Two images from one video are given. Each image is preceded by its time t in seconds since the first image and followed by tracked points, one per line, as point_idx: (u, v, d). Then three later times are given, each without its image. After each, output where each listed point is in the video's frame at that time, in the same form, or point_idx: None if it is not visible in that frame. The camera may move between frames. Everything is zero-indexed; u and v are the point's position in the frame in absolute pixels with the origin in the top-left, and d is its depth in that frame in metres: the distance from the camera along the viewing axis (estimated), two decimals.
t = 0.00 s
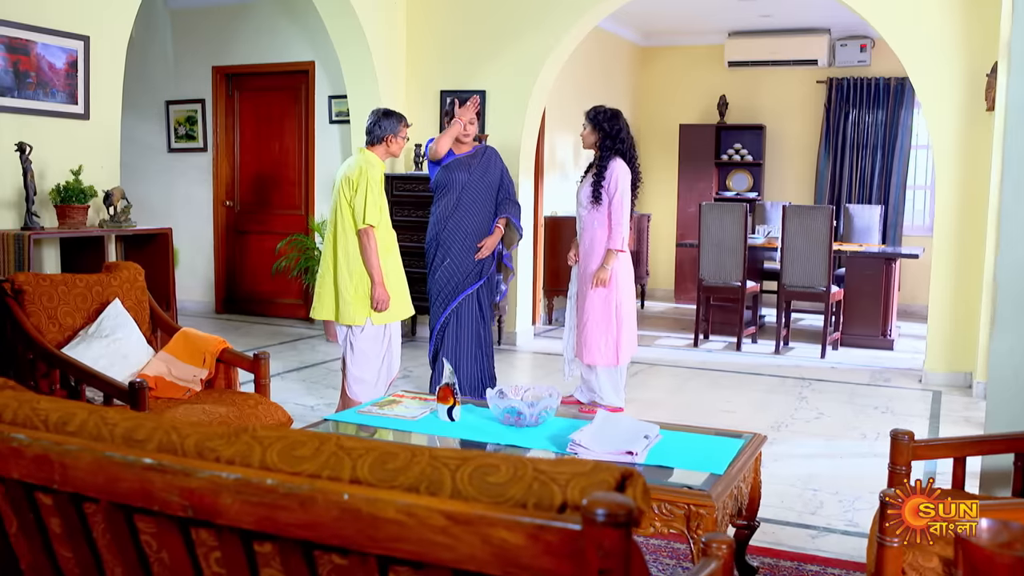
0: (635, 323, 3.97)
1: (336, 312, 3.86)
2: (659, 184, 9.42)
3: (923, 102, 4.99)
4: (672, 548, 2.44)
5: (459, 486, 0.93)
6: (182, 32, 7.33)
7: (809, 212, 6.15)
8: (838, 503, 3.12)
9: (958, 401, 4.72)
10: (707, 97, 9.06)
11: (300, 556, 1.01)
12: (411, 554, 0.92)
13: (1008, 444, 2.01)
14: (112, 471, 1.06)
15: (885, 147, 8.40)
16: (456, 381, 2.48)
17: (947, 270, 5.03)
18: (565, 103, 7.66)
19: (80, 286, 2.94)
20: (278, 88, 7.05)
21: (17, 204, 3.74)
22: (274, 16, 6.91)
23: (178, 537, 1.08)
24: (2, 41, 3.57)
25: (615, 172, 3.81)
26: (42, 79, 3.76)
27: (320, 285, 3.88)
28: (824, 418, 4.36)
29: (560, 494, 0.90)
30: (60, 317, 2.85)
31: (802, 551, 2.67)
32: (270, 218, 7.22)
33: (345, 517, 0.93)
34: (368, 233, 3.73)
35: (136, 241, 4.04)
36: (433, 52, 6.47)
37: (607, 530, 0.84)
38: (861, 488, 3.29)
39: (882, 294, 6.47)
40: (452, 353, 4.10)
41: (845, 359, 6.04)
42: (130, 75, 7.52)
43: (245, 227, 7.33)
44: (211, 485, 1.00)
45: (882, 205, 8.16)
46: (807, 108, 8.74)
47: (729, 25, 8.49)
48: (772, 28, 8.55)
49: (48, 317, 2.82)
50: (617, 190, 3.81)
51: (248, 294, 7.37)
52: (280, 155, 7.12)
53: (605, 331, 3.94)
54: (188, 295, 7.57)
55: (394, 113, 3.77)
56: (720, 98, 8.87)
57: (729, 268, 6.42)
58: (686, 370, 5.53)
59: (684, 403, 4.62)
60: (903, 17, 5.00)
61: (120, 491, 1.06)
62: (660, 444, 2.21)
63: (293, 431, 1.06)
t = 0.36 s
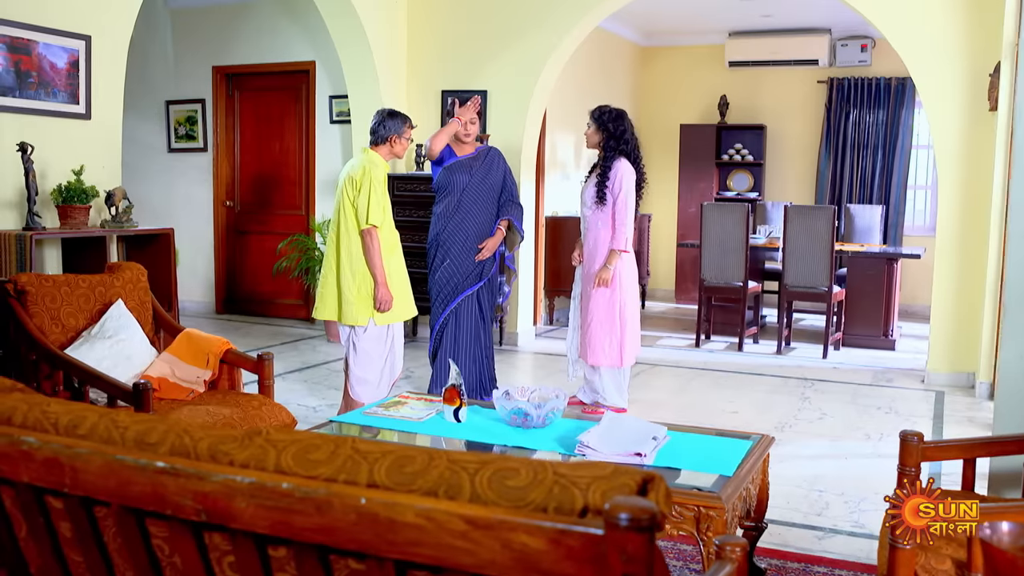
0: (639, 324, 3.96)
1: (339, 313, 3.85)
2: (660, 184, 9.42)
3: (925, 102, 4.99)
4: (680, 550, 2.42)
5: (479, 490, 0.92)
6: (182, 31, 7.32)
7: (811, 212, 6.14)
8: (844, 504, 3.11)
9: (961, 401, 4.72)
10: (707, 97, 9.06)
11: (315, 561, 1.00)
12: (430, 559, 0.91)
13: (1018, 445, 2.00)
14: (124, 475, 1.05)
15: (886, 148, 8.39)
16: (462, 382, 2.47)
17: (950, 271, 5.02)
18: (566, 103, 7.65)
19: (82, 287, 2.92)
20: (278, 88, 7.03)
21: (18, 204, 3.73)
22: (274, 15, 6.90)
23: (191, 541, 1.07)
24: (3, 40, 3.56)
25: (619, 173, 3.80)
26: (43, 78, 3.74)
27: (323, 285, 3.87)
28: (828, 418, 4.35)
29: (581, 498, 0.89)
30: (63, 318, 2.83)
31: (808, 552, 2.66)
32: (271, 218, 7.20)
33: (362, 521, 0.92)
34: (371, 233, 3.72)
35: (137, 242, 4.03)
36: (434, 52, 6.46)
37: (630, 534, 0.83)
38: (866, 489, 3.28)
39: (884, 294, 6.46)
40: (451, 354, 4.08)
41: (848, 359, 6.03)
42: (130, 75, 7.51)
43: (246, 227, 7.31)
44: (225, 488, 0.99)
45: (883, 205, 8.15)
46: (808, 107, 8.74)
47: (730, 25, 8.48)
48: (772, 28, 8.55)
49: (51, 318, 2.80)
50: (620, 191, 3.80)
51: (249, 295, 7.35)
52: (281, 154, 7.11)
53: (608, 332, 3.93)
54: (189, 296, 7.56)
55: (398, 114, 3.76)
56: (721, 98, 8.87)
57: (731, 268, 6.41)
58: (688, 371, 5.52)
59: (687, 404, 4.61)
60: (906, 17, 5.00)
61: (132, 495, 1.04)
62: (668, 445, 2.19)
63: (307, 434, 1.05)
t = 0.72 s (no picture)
0: (643, 326, 3.95)
1: (341, 313, 3.83)
2: (659, 184, 9.41)
3: (927, 102, 4.98)
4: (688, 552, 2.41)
5: (499, 494, 0.91)
6: (181, 31, 7.30)
7: (812, 212, 6.13)
8: (849, 505, 3.10)
9: (964, 401, 4.71)
10: (707, 97, 9.05)
11: (332, 566, 0.99)
12: (450, 564, 0.89)
13: None
14: (137, 478, 1.03)
15: (886, 147, 8.39)
16: (468, 383, 2.45)
17: (953, 271, 5.01)
18: (566, 102, 7.64)
19: (85, 287, 2.90)
20: (278, 88, 7.01)
21: (19, 204, 3.71)
22: (274, 15, 6.88)
23: (204, 547, 1.05)
24: (3, 39, 3.54)
25: (622, 174, 3.79)
26: (44, 78, 3.72)
27: (326, 285, 3.85)
28: (831, 419, 4.34)
29: (604, 502, 0.88)
30: (66, 318, 2.81)
31: (815, 554, 2.65)
32: (271, 218, 7.17)
33: (381, 525, 0.91)
34: (374, 233, 3.71)
35: (139, 242, 4.02)
36: (434, 52, 6.44)
37: (656, 540, 0.82)
38: (871, 490, 3.27)
39: (885, 294, 6.46)
40: (450, 354, 4.06)
41: (850, 360, 6.03)
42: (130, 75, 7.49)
43: (246, 227, 7.29)
44: (241, 493, 0.97)
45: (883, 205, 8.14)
46: (808, 107, 8.73)
47: (730, 25, 8.48)
48: (772, 28, 8.55)
49: (54, 319, 2.79)
50: (624, 192, 3.79)
51: (249, 295, 7.33)
52: (281, 154, 7.08)
53: (612, 333, 3.92)
54: (188, 296, 7.54)
55: (402, 113, 3.77)
56: (721, 98, 8.86)
57: (732, 268, 6.40)
58: (690, 371, 5.51)
59: (690, 405, 4.60)
60: (908, 17, 4.99)
61: (145, 499, 1.03)
62: (676, 447, 2.18)
63: (323, 438, 1.03)
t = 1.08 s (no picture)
0: (647, 327, 3.94)
1: (343, 313, 3.82)
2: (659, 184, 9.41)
3: (929, 102, 4.98)
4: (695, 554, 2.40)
5: (520, 498, 0.90)
6: (180, 32, 7.28)
7: (813, 212, 6.13)
8: (854, 505, 3.09)
9: (965, 401, 4.71)
10: (706, 97, 9.05)
11: (347, 571, 0.97)
12: (469, 569, 0.88)
13: None
14: (149, 482, 1.02)
15: (885, 147, 8.38)
16: (474, 384, 2.44)
17: (954, 271, 5.01)
18: (566, 102, 7.64)
19: (87, 288, 2.88)
20: (278, 88, 7.00)
21: (19, 204, 3.69)
22: (274, 14, 6.86)
23: (217, 552, 1.04)
24: (3, 38, 3.52)
25: (626, 175, 3.78)
26: (44, 77, 3.70)
27: (327, 286, 3.84)
28: (833, 419, 4.33)
29: (626, 507, 0.87)
30: (67, 319, 2.80)
31: (821, 555, 2.64)
32: (270, 218, 7.15)
33: (398, 530, 0.90)
34: (376, 233, 3.69)
35: (139, 242, 4.00)
36: (434, 51, 6.43)
37: (681, 545, 0.81)
38: (874, 491, 3.26)
39: (885, 294, 6.45)
40: (452, 354, 4.05)
41: (851, 360, 6.02)
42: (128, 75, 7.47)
43: (245, 227, 7.26)
44: (256, 497, 0.96)
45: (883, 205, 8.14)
46: (807, 107, 8.73)
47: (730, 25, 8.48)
48: (772, 28, 8.55)
49: (55, 320, 2.77)
50: (627, 193, 3.78)
51: (248, 295, 7.31)
52: (280, 154, 7.06)
53: (616, 334, 3.92)
54: (187, 297, 7.53)
55: (404, 113, 3.76)
56: (721, 98, 8.86)
57: (733, 268, 6.39)
58: (691, 371, 5.50)
59: (691, 405, 4.60)
60: (911, 16, 4.98)
61: (157, 503, 1.02)
62: (683, 448, 2.17)
63: (338, 441, 1.02)
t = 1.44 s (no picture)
0: (649, 327, 3.93)
1: (344, 314, 3.81)
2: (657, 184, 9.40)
3: (930, 102, 4.97)
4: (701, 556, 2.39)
5: (540, 503, 0.88)
6: (178, 31, 7.26)
7: (813, 212, 6.13)
8: (858, 506, 3.09)
9: (966, 401, 4.71)
10: (705, 97, 9.05)
11: None
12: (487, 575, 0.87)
13: None
14: (161, 487, 1.01)
15: (884, 147, 8.39)
16: (479, 385, 2.43)
17: (954, 271, 5.01)
18: (565, 103, 7.63)
19: (88, 289, 2.86)
20: (276, 87, 6.98)
21: (17, 204, 3.67)
22: (272, 14, 6.84)
23: (230, 556, 1.02)
24: (2, 37, 3.50)
25: (628, 174, 3.76)
26: (43, 77, 3.68)
27: (329, 286, 3.83)
28: (835, 419, 4.32)
29: (648, 511, 0.86)
30: (68, 320, 2.78)
31: (826, 556, 2.63)
32: (269, 218, 7.13)
33: (416, 535, 0.89)
34: (377, 233, 3.68)
35: (139, 242, 3.98)
36: (434, 51, 6.42)
37: (705, 550, 0.80)
38: (877, 491, 3.26)
39: (884, 293, 6.45)
40: (453, 355, 4.04)
41: (851, 360, 6.02)
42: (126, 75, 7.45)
43: (244, 227, 7.24)
44: (270, 501, 0.95)
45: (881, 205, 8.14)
46: (806, 107, 8.73)
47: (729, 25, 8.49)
48: (771, 28, 8.55)
49: (56, 321, 2.75)
50: (630, 193, 3.77)
51: (247, 295, 7.29)
52: (279, 153, 7.04)
53: (618, 335, 3.91)
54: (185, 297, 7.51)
55: (406, 112, 3.75)
56: (719, 98, 8.86)
57: (732, 268, 6.39)
58: (691, 372, 5.49)
59: (693, 405, 4.59)
60: (911, 16, 4.98)
61: (169, 507, 1.00)
62: (689, 449, 2.16)
63: (353, 444, 1.01)
